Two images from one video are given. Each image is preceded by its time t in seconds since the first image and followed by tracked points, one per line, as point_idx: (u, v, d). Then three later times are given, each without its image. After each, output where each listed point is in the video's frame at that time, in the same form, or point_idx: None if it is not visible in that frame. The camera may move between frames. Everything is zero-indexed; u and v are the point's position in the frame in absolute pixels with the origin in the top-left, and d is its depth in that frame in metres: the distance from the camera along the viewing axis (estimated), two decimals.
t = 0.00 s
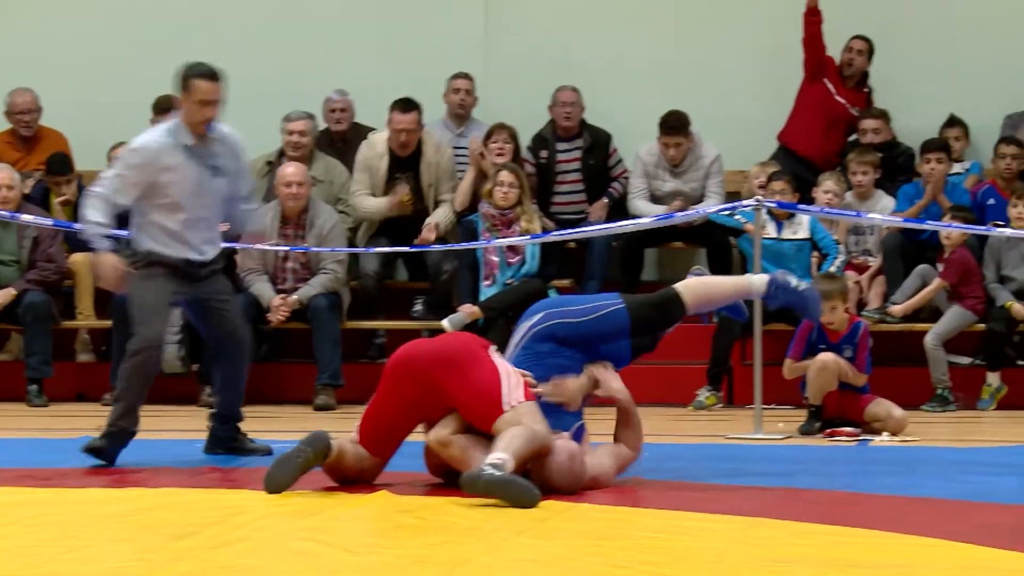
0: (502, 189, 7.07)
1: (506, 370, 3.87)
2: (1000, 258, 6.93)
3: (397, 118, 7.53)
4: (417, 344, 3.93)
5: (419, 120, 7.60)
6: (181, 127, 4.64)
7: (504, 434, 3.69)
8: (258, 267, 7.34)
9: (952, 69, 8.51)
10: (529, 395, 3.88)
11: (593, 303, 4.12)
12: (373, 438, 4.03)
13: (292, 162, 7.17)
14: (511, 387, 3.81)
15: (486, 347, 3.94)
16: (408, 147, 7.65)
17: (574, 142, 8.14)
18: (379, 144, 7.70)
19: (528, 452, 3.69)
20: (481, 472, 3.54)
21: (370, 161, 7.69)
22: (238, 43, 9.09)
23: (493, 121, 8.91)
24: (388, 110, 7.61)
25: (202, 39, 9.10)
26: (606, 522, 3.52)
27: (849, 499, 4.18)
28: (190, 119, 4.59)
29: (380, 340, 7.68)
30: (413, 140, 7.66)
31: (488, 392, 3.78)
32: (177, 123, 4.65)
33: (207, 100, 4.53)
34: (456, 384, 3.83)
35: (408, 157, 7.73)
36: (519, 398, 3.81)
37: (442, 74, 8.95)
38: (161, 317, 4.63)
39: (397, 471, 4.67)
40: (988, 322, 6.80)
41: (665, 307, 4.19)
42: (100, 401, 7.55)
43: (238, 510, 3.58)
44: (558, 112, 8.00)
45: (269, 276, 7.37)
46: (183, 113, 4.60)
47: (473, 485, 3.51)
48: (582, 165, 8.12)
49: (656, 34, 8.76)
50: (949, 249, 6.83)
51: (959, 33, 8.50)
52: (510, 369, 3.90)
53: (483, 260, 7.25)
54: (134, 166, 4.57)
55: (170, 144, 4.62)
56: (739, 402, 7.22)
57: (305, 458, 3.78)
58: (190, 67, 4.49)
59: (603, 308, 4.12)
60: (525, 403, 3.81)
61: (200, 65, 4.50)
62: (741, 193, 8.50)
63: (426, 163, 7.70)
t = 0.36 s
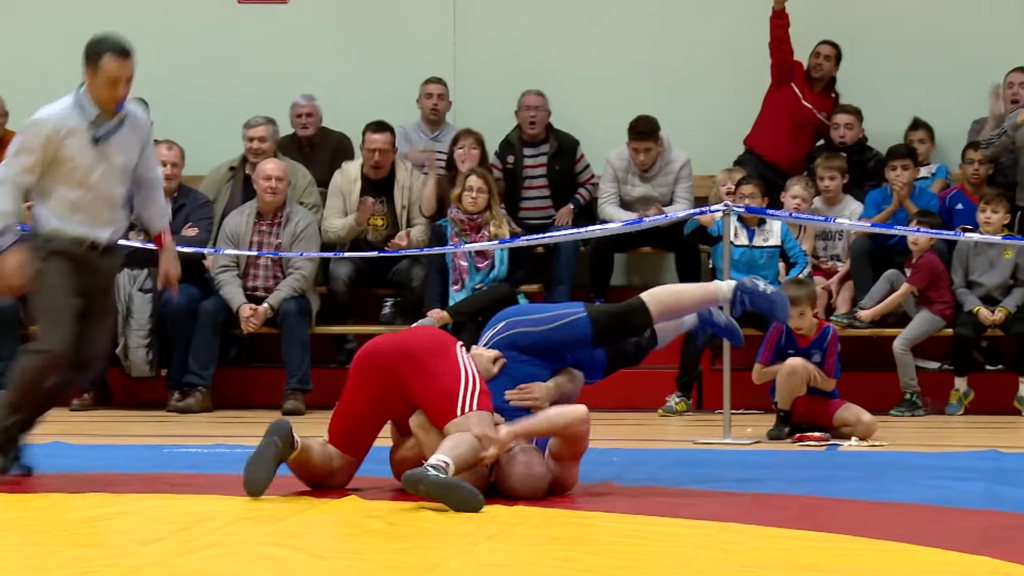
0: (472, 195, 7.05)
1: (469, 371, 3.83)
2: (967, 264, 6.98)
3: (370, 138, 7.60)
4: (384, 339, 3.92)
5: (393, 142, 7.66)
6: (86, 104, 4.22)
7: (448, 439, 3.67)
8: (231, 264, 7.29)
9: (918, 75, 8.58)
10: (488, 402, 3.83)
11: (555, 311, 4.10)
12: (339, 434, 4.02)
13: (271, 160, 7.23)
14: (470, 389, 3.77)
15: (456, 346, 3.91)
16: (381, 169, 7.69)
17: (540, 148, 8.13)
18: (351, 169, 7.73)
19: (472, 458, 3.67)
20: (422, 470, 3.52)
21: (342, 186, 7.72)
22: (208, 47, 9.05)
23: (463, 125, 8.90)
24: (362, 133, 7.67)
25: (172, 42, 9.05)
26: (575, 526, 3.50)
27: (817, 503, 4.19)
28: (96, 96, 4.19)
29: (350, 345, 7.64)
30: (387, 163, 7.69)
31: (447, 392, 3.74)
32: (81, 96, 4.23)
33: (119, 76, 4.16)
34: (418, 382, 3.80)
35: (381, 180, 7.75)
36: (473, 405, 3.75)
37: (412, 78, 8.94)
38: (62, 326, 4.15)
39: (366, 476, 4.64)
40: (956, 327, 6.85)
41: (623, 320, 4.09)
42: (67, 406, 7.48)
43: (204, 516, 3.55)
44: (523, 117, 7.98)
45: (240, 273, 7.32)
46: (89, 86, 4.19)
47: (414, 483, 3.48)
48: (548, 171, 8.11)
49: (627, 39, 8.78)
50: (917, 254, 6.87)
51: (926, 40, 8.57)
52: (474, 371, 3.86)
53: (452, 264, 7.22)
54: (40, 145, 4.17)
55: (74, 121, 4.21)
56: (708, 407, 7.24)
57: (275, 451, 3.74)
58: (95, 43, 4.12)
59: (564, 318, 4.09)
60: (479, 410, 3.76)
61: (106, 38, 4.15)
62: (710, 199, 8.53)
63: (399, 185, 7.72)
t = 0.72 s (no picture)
0: (467, 200, 7.07)
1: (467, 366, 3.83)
2: (962, 269, 7.00)
3: (380, 134, 7.68)
4: (375, 344, 3.90)
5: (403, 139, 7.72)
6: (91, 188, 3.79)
7: (474, 416, 3.69)
8: (228, 267, 7.29)
9: (912, 81, 8.60)
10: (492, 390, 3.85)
11: (540, 347, 4.04)
12: (340, 441, 3.99)
13: (267, 165, 7.20)
14: (473, 382, 3.78)
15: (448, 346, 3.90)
16: (388, 166, 7.71)
17: (532, 153, 8.16)
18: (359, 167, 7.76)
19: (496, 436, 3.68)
20: (460, 446, 3.49)
21: (348, 184, 7.74)
22: (204, 53, 9.06)
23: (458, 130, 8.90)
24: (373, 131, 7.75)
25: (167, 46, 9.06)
26: (571, 531, 3.50)
27: (812, 508, 4.19)
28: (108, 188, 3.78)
29: (343, 349, 7.63)
30: (395, 159, 7.72)
31: (449, 386, 3.74)
32: (101, 178, 3.80)
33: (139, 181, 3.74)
34: (417, 380, 3.78)
35: (388, 178, 7.78)
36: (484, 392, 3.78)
37: (407, 82, 8.94)
38: (18, 349, 3.85)
39: (362, 481, 4.64)
40: (950, 332, 6.85)
41: (602, 352, 3.94)
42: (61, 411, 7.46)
43: (202, 520, 3.55)
44: (513, 123, 8.06)
45: (237, 275, 7.33)
46: (113, 177, 3.77)
47: (451, 460, 3.46)
48: (541, 176, 8.12)
49: (621, 45, 8.79)
50: (911, 258, 6.87)
51: (919, 46, 8.59)
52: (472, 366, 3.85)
53: (447, 269, 7.24)
54: (32, 214, 3.79)
55: (82, 203, 3.80)
56: (703, 411, 7.24)
57: (270, 460, 3.73)
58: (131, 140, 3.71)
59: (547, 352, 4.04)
60: (491, 396, 3.78)
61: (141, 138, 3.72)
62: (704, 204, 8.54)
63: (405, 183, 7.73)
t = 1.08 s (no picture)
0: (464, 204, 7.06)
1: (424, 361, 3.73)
2: (958, 273, 6.98)
3: (376, 136, 7.68)
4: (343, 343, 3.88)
5: (398, 142, 7.72)
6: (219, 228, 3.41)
7: (418, 405, 3.50)
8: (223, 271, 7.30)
9: (906, 86, 8.61)
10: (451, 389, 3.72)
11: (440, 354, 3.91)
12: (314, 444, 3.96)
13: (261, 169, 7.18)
14: (425, 375, 3.67)
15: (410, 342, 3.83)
16: (383, 169, 7.72)
17: (526, 159, 8.15)
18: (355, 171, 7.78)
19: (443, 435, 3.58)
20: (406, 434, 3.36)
21: (344, 186, 7.77)
22: (201, 56, 9.05)
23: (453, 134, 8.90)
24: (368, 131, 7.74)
25: (163, 49, 9.06)
26: (567, 534, 3.51)
27: (808, 511, 4.19)
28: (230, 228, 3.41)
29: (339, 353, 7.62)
30: (391, 161, 7.73)
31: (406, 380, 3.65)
32: (223, 210, 3.41)
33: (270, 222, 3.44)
34: (374, 376, 3.72)
35: (383, 182, 7.79)
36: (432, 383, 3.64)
37: (402, 86, 8.94)
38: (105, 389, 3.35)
39: (358, 484, 4.63)
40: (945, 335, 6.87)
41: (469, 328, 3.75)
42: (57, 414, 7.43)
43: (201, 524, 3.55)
44: (509, 127, 7.96)
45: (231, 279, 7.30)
46: (239, 211, 3.39)
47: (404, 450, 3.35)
48: (535, 182, 8.14)
49: (617, 49, 8.80)
50: (906, 262, 6.88)
51: (914, 52, 8.60)
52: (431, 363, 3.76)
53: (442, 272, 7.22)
54: (159, 249, 3.33)
55: (206, 238, 3.38)
56: (699, 415, 7.24)
57: (242, 451, 3.71)
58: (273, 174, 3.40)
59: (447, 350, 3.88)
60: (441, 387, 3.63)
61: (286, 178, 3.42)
62: (699, 208, 8.54)
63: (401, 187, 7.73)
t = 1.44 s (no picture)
0: (457, 206, 7.05)
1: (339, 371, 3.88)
2: (952, 275, 6.98)
3: (368, 139, 7.68)
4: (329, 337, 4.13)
5: (391, 144, 7.72)
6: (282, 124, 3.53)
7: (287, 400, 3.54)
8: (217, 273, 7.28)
9: (899, 88, 8.62)
10: (350, 402, 3.81)
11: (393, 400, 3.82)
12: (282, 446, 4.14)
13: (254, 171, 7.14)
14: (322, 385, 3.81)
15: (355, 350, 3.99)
16: (377, 171, 7.72)
17: (519, 161, 8.15)
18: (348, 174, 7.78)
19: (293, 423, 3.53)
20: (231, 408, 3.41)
21: (337, 188, 7.78)
22: (195, 57, 9.05)
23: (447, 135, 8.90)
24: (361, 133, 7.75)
25: (156, 51, 9.06)
26: (560, 536, 3.52)
27: (800, 513, 4.21)
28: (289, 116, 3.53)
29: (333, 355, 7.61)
30: (384, 163, 7.73)
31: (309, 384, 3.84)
32: (274, 107, 3.50)
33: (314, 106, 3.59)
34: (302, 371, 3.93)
35: (378, 184, 7.79)
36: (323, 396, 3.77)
37: (396, 87, 8.94)
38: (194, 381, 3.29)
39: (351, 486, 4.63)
40: (938, 337, 6.87)
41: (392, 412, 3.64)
42: (51, 417, 7.42)
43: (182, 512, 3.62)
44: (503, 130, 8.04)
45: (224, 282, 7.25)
46: (292, 102, 3.51)
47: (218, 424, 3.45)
48: (527, 184, 8.13)
49: (611, 50, 8.80)
50: (900, 265, 6.88)
51: (907, 54, 8.61)
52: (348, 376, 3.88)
53: (436, 275, 7.19)
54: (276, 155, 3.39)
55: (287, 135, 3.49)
56: (693, 417, 7.25)
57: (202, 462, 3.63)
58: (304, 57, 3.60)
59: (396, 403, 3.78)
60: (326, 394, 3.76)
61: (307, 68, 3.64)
62: (694, 209, 8.54)
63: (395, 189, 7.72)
